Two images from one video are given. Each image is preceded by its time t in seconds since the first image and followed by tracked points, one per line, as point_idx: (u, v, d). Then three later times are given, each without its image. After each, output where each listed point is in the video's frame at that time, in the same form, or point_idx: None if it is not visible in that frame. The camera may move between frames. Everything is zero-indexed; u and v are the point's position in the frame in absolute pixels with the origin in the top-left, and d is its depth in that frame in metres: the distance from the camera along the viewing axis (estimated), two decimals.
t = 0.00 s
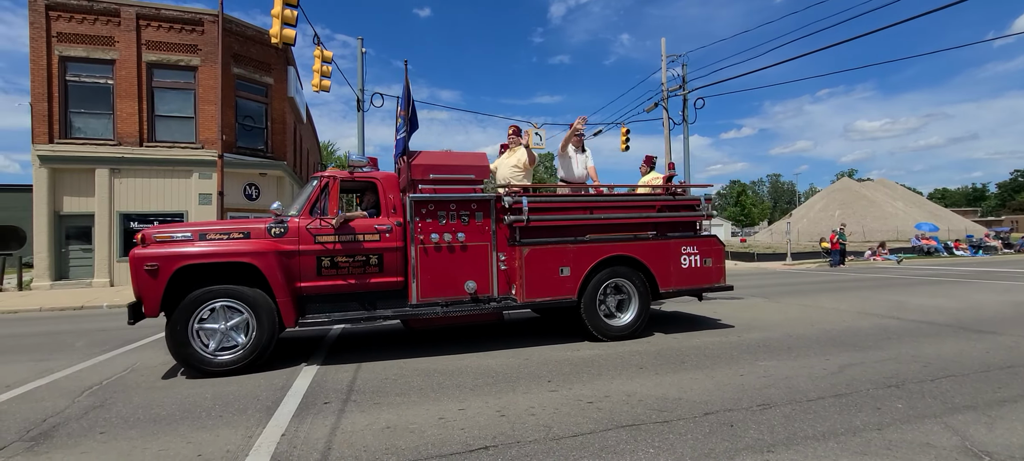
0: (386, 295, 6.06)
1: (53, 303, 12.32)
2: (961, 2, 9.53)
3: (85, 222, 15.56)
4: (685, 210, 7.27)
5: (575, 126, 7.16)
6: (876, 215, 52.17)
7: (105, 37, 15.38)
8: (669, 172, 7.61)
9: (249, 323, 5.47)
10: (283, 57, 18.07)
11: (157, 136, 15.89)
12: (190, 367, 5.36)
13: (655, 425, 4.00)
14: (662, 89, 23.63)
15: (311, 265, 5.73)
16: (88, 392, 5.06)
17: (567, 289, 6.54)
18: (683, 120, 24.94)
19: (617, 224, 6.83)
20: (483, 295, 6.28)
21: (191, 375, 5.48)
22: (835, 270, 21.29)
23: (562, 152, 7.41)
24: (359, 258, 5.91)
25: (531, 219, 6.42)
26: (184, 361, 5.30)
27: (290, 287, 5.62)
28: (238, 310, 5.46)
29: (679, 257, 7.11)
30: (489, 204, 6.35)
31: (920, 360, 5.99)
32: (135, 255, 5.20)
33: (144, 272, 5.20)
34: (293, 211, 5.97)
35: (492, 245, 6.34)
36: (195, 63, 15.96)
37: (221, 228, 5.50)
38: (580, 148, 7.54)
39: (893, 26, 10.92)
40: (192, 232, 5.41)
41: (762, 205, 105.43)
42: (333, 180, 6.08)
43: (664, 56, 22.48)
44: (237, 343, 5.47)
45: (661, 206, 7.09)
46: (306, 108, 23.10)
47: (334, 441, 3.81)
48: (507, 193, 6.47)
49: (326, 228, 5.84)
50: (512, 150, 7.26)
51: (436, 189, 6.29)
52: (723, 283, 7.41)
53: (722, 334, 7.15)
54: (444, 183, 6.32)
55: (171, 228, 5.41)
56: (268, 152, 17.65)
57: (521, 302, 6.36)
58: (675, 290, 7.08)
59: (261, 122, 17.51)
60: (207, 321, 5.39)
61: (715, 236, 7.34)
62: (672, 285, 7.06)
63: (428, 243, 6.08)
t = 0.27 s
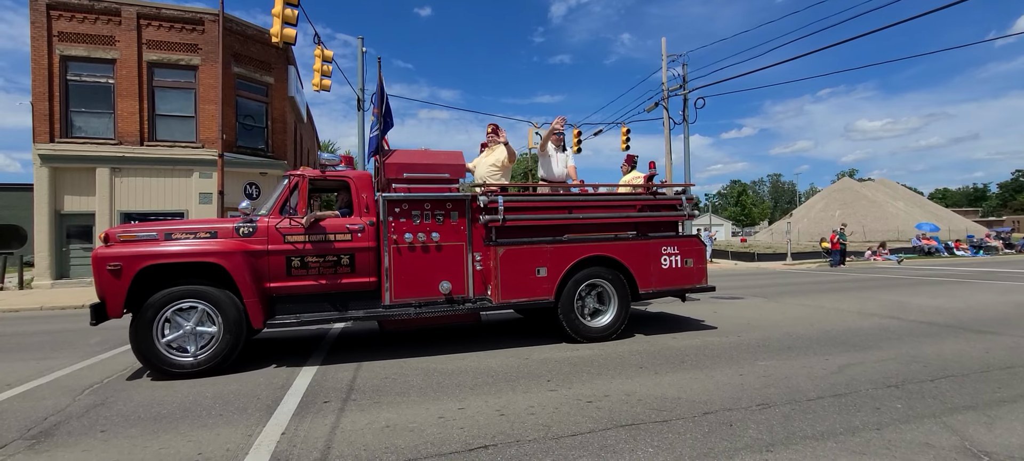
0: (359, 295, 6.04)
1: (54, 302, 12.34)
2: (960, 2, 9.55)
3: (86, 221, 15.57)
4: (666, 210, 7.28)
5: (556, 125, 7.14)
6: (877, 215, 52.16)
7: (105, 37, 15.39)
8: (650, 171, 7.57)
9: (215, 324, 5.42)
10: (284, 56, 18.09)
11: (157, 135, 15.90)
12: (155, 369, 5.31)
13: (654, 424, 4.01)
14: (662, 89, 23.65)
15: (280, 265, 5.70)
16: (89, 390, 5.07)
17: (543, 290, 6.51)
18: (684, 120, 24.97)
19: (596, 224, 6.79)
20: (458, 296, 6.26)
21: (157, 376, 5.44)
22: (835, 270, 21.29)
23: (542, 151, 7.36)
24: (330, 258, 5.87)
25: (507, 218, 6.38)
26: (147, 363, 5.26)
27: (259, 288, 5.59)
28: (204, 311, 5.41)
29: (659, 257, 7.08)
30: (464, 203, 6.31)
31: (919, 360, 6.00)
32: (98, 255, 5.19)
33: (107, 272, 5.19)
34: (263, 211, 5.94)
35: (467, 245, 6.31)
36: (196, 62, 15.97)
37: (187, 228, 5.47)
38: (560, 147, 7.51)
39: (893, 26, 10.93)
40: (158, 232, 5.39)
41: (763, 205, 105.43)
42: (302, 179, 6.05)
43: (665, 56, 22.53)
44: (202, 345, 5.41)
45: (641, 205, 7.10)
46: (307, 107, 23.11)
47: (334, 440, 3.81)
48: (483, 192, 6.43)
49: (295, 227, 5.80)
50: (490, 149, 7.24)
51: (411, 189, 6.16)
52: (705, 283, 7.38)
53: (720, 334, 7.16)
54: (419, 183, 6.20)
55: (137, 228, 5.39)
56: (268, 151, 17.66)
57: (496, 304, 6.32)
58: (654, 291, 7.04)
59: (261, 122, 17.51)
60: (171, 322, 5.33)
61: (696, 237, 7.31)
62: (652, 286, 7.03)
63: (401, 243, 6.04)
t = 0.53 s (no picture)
0: (329, 295, 5.93)
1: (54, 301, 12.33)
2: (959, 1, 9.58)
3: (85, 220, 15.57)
4: (647, 208, 7.20)
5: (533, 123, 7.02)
6: (876, 214, 52.21)
7: (104, 35, 15.36)
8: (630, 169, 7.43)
9: (179, 325, 5.33)
10: (283, 54, 18.08)
11: (157, 134, 15.89)
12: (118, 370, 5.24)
13: (653, 423, 4.02)
14: (662, 87, 23.65)
15: (247, 265, 5.59)
16: (89, 388, 5.08)
17: (518, 290, 6.43)
18: (684, 118, 25.01)
19: (573, 223, 6.72)
20: (431, 296, 6.20)
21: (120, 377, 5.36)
22: (835, 269, 21.32)
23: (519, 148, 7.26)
24: (299, 258, 5.77)
25: (480, 218, 6.29)
26: (109, 364, 5.18)
27: (224, 288, 5.49)
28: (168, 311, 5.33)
29: (638, 257, 7.02)
30: (437, 202, 6.24)
31: (917, 358, 6.01)
32: (56, 255, 5.08)
33: (66, 272, 5.09)
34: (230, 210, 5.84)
35: (440, 245, 6.24)
36: (195, 60, 15.96)
37: (150, 226, 5.35)
38: (538, 145, 7.41)
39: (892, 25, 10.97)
40: (120, 231, 5.28)
41: (762, 204, 105.49)
42: (270, 178, 5.91)
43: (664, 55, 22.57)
44: (166, 346, 5.33)
45: (621, 204, 7.03)
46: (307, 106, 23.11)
47: (334, 438, 3.82)
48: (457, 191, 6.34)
49: (262, 226, 5.69)
50: (467, 147, 7.19)
51: (384, 186, 6.11)
52: (685, 283, 7.34)
53: (718, 333, 7.16)
54: (392, 180, 6.18)
55: (98, 227, 5.29)
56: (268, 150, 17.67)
57: (469, 304, 6.23)
58: (633, 291, 7.00)
59: (261, 120, 17.51)
60: (134, 323, 5.25)
61: (676, 236, 7.24)
62: (630, 286, 6.98)
63: (373, 243, 5.94)
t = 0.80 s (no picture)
0: (296, 294, 5.81)
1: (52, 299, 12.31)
2: None
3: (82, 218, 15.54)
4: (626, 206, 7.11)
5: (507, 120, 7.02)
6: (874, 212, 52.35)
7: (101, 32, 15.28)
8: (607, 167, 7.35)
9: (138, 324, 5.24)
10: (280, 52, 18.09)
11: (153, 132, 15.84)
12: (78, 372, 5.15)
13: (651, 420, 4.03)
14: (660, 85, 23.68)
15: (211, 263, 5.48)
16: (86, 387, 5.07)
17: (490, 289, 6.34)
18: (682, 117, 25.06)
19: (548, 221, 6.64)
20: (402, 295, 6.06)
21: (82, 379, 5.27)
22: (832, 267, 21.40)
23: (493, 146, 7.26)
24: (265, 256, 5.65)
25: (452, 216, 6.18)
26: (67, 364, 5.08)
27: (187, 288, 5.38)
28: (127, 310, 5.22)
29: (615, 255, 6.95)
30: (409, 200, 6.09)
31: (914, 356, 6.04)
32: (13, 253, 4.97)
33: (22, 270, 4.97)
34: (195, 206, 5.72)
35: (413, 243, 6.11)
36: (192, 58, 15.92)
37: (110, 224, 5.22)
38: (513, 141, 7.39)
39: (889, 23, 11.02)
40: (79, 228, 5.15)
41: (760, 202, 105.70)
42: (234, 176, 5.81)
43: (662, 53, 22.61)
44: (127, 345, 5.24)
45: (598, 202, 6.92)
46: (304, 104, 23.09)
47: (332, 436, 3.82)
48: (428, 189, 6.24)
49: (227, 224, 5.56)
50: (442, 144, 7.14)
51: (353, 184, 5.93)
52: (663, 282, 7.27)
53: (715, 330, 7.18)
54: (361, 178, 5.98)
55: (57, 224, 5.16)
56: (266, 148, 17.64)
57: (440, 303, 6.14)
58: (609, 290, 6.93)
59: (258, 118, 17.48)
60: (92, 323, 5.16)
61: (654, 234, 7.17)
62: (607, 285, 6.92)
63: (342, 241, 5.82)
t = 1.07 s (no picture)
0: (254, 295, 5.74)
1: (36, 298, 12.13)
2: None
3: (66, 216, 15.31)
4: (596, 204, 7.08)
5: (473, 115, 6.95)
6: (861, 209, 52.90)
7: (85, 27, 15.06)
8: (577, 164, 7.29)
9: (88, 328, 5.12)
10: (269, 48, 17.86)
11: (139, 128, 15.64)
12: (20, 377, 4.97)
13: (642, 416, 4.05)
14: (651, 83, 23.78)
15: (162, 263, 5.41)
16: (71, 387, 5.01)
17: (455, 288, 6.28)
18: (672, 114, 25.18)
19: (516, 219, 6.58)
20: (364, 295, 6.03)
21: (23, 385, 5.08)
22: (820, 264, 21.62)
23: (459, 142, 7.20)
24: (220, 256, 5.58)
25: (417, 214, 6.10)
26: (5, 369, 4.91)
27: (137, 289, 5.30)
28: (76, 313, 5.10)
29: (584, 253, 6.92)
30: (372, 198, 6.05)
31: (900, 351, 6.12)
32: None
33: None
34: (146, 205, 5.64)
35: (375, 242, 6.06)
36: (179, 53, 15.70)
37: (55, 223, 5.11)
38: (481, 138, 7.32)
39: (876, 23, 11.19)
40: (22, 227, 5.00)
41: (749, 199, 106.49)
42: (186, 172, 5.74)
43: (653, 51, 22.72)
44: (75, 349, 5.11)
45: (568, 199, 6.87)
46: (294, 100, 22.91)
47: (322, 434, 3.81)
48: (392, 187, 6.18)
49: (179, 223, 5.49)
50: (408, 141, 7.07)
51: (313, 181, 5.86)
52: (633, 281, 7.26)
53: (703, 327, 7.23)
54: (321, 175, 5.94)
55: None
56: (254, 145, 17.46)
57: (402, 303, 6.09)
58: (578, 289, 6.91)
59: (246, 115, 17.30)
60: (37, 326, 5.01)
61: (624, 233, 7.15)
62: (576, 284, 6.90)
63: (302, 240, 5.74)
